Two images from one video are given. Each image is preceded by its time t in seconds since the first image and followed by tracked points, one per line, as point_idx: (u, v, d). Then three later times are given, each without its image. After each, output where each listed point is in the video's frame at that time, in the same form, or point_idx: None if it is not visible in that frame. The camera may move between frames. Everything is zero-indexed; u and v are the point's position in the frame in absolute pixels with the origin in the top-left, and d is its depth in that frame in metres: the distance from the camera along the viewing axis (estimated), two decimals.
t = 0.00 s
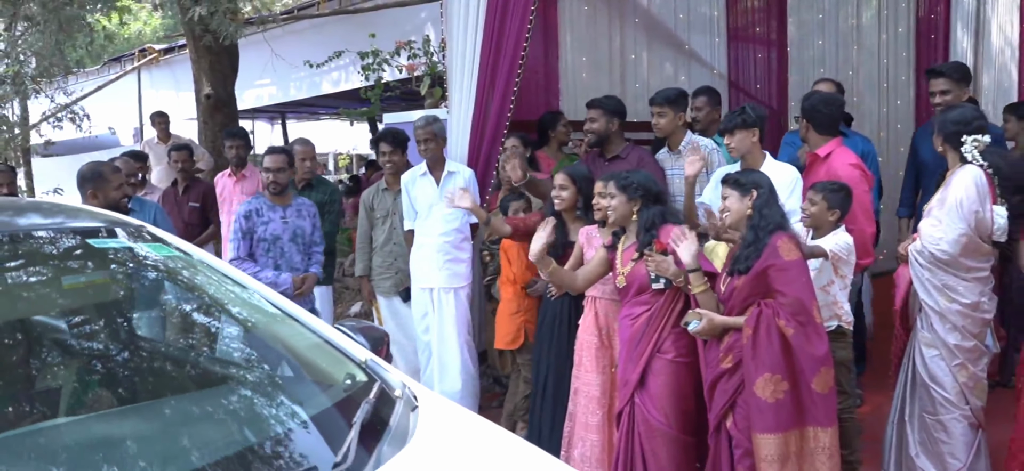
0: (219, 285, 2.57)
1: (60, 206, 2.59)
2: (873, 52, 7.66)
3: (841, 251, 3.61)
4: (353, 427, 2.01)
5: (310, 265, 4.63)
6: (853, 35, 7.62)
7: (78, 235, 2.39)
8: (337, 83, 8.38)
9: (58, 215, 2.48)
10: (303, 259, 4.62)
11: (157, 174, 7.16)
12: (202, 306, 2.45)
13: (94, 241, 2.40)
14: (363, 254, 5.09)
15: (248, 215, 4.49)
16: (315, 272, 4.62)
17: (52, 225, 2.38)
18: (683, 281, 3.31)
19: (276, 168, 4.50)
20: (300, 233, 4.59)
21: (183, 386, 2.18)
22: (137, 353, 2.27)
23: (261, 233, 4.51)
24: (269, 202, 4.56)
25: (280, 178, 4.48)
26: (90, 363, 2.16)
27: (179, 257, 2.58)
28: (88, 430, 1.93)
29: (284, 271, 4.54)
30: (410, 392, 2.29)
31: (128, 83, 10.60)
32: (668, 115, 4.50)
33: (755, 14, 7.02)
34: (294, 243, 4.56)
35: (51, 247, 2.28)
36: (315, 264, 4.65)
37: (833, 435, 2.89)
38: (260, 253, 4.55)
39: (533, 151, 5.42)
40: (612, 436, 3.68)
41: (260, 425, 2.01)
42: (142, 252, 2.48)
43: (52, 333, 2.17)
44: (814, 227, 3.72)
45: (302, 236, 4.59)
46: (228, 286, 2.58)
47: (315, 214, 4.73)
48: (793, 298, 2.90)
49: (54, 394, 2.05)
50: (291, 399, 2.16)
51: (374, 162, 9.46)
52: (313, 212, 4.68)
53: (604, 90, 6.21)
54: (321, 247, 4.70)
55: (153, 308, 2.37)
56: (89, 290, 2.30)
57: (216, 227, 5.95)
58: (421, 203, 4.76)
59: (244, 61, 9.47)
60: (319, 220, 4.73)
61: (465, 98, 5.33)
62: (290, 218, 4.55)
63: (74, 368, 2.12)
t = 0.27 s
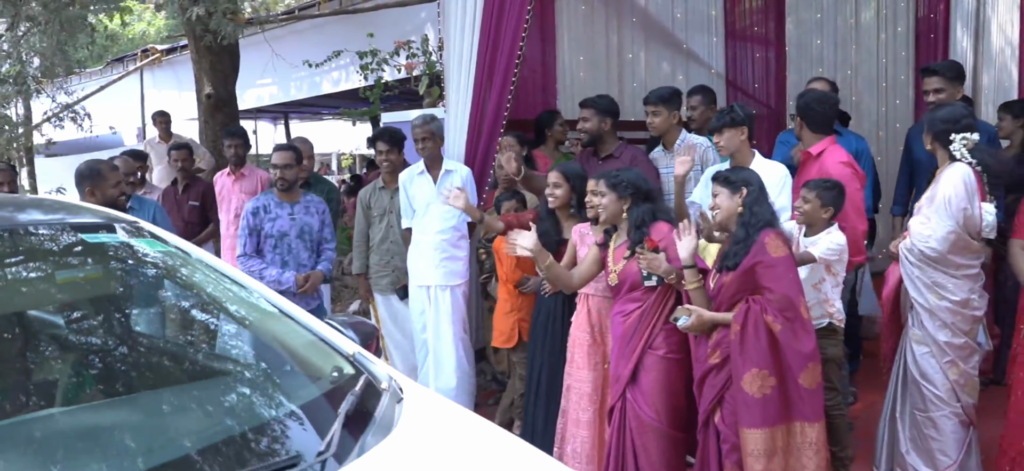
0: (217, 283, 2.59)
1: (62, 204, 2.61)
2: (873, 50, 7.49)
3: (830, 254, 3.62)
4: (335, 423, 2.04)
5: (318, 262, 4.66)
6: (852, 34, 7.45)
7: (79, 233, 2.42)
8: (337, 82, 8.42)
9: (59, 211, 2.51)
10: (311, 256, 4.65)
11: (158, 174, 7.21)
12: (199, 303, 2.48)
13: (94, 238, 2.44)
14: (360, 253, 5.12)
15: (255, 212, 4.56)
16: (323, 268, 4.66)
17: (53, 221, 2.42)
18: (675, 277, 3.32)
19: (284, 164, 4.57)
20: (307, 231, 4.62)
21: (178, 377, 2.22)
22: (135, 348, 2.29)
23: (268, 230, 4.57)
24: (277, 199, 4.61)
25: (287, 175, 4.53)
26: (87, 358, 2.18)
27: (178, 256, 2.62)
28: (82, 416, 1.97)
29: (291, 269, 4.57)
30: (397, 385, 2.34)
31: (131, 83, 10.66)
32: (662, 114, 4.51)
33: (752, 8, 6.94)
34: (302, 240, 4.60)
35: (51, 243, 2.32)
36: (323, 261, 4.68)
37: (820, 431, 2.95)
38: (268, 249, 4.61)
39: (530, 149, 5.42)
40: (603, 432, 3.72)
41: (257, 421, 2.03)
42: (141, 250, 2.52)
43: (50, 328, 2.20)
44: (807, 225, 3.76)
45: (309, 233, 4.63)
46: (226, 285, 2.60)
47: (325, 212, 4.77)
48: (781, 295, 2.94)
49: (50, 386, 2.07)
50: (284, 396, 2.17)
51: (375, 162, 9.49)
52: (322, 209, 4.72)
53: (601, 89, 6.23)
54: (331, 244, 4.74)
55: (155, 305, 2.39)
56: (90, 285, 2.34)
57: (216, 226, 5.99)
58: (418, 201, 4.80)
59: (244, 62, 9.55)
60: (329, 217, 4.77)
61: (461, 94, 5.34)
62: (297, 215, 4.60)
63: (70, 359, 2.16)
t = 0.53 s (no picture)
0: (216, 282, 2.61)
1: (63, 201, 2.62)
2: (873, 51, 7.27)
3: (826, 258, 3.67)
4: (322, 414, 2.07)
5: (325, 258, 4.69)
6: (851, 34, 7.27)
7: (80, 231, 2.44)
8: (338, 82, 8.46)
9: (61, 208, 2.52)
10: (317, 253, 4.68)
11: (160, 173, 7.26)
12: (199, 300, 2.50)
13: (96, 235, 2.46)
14: (358, 251, 5.14)
15: (261, 208, 4.60)
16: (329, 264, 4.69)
17: (55, 217, 2.44)
18: (668, 275, 3.35)
19: (290, 162, 4.56)
20: (313, 227, 4.65)
21: (174, 371, 2.23)
22: (134, 344, 2.30)
23: (273, 226, 4.61)
24: (283, 196, 4.64)
25: (293, 173, 4.56)
26: (87, 353, 2.20)
27: (178, 254, 2.63)
28: (77, 409, 1.99)
29: (296, 264, 4.61)
30: (386, 378, 2.36)
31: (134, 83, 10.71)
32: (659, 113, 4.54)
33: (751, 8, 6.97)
34: (307, 237, 4.63)
35: (52, 240, 2.34)
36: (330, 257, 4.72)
37: (808, 426, 2.97)
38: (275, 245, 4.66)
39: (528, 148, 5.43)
40: (597, 428, 3.74)
41: (252, 418, 2.04)
42: (141, 247, 2.54)
43: (49, 324, 2.22)
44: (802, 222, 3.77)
45: (315, 230, 4.66)
46: (226, 284, 2.61)
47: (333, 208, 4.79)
48: (770, 292, 2.96)
49: (48, 380, 2.09)
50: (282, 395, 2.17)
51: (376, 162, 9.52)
52: (328, 206, 4.74)
53: (599, 89, 6.26)
54: (339, 240, 4.76)
55: (153, 304, 2.41)
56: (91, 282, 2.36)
57: (216, 224, 6.03)
58: (417, 199, 4.82)
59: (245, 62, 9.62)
60: (337, 213, 4.80)
61: (459, 90, 5.37)
62: (303, 212, 4.63)
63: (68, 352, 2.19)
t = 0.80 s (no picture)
0: (218, 278, 2.64)
1: (70, 196, 2.67)
2: (873, 50, 7.26)
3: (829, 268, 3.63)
4: (314, 399, 2.12)
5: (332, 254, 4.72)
6: (852, 33, 7.28)
7: (85, 226, 2.49)
8: (341, 82, 8.52)
9: (66, 204, 2.57)
10: (324, 249, 4.73)
11: (164, 171, 7.33)
12: (201, 297, 2.53)
13: (100, 230, 2.50)
14: (358, 248, 5.17)
15: (270, 204, 4.66)
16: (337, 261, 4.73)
17: (60, 213, 2.49)
18: (660, 271, 3.38)
19: (299, 159, 4.60)
20: (320, 224, 4.70)
21: (172, 362, 2.27)
22: (135, 338, 2.33)
23: (281, 222, 4.66)
24: (292, 193, 4.69)
25: (302, 170, 4.60)
26: (89, 346, 2.23)
27: (182, 250, 2.67)
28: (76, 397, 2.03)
29: (304, 260, 4.65)
30: (377, 370, 2.39)
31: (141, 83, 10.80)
32: (657, 110, 4.59)
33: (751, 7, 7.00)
34: (314, 233, 4.67)
35: (57, 235, 2.39)
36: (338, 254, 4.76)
37: (795, 421, 3.00)
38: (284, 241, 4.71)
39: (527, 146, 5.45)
40: (592, 422, 3.77)
41: (243, 413, 2.05)
42: (145, 243, 2.58)
43: (50, 318, 2.25)
44: (801, 220, 3.73)
45: (322, 227, 4.70)
46: (227, 281, 2.64)
47: (342, 205, 4.83)
48: (759, 288, 3.00)
49: (50, 372, 2.12)
50: (282, 391, 2.17)
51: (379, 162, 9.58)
52: (337, 203, 4.79)
53: (599, 88, 6.29)
54: (348, 237, 4.80)
55: (155, 300, 2.45)
56: (94, 276, 2.40)
57: (219, 222, 6.09)
58: (417, 197, 4.83)
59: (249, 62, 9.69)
60: (346, 210, 4.84)
61: (459, 88, 5.41)
62: (310, 209, 4.68)
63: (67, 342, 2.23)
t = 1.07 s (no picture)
0: (222, 275, 2.66)
1: (76, 193, 2.71)
2: (877, 50, 7.23)
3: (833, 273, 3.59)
4: (311, 391, 2.16)
5: (339, 252, 4.75)
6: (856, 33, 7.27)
7: (92, 222, 2.53)
8: (346, 82, 8.56)
9: (73, 200, 2.61)
10: (331, 247, 4.76)
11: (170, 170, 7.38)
12: (206, 294, 2.56)
13: (106, 226, 2.54)
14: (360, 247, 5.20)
15: (278, 202, 4.69)
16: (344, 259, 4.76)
17: (67, 209, 2.53)
18: (658, 268, 3.39)
19: (307, 157, 4.63)
20: (327, 222, 4.73)
21: (175, 355, 2.29)
22: (140, 333, 2.34)
23: (289, 219, 4.69)
24: (299, 190, 4.72)
25: (310, 168, 4.63)
26: (95, 340, 2.23)
27: (187, 247, 2.70)
28: (82, 394, 2.03)
29: (310, 258, 4.69)
30: (374, 364, 2.42)
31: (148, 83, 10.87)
32: (659, 108, 4.58)
33: (753, 7, 7.05)
34: (321, 231, 4.70)
35: (63, 232, 2.43)
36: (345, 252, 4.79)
37: (790, 417, 3.05)
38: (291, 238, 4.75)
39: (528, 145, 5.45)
40: (591, 418, 3.80)
41: (240, 409, 2.06)
42: (151, 240, 2.62)
43: (55, 314, 2.25)
44: (801, 220, 3.71)
45: (329, 225, 4.73)
46: (232, 278, 2.66)
47: (349, 204, 4.87)
48: (754, 284, 3.04)
49: (53, 366, 2.13)
50: (284, 386, 2.19)
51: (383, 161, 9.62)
52: (344, 202, 4.82)
53: (601, 87, 6.31)
54: (355, 235, 4.84)
55: (159, 298, 2.47)
56: (99, 272, 2.42)
57: (223, 221, 6.14)
58: (419, 196, 4.85)
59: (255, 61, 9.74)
60: (353, 209, 4.88)
61: (461, 87, 5.44)
62: (318, 207, 4.71)
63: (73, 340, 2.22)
